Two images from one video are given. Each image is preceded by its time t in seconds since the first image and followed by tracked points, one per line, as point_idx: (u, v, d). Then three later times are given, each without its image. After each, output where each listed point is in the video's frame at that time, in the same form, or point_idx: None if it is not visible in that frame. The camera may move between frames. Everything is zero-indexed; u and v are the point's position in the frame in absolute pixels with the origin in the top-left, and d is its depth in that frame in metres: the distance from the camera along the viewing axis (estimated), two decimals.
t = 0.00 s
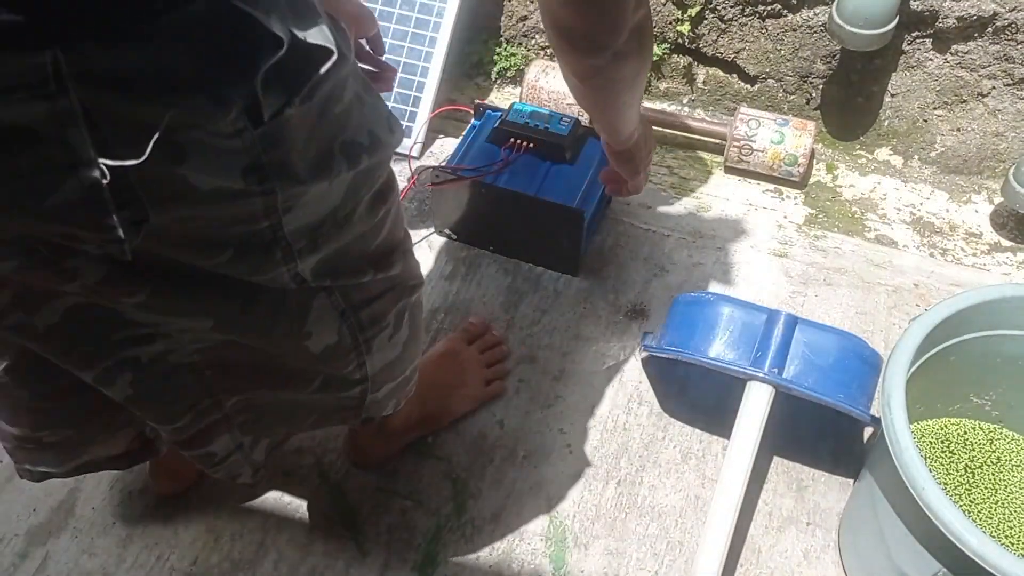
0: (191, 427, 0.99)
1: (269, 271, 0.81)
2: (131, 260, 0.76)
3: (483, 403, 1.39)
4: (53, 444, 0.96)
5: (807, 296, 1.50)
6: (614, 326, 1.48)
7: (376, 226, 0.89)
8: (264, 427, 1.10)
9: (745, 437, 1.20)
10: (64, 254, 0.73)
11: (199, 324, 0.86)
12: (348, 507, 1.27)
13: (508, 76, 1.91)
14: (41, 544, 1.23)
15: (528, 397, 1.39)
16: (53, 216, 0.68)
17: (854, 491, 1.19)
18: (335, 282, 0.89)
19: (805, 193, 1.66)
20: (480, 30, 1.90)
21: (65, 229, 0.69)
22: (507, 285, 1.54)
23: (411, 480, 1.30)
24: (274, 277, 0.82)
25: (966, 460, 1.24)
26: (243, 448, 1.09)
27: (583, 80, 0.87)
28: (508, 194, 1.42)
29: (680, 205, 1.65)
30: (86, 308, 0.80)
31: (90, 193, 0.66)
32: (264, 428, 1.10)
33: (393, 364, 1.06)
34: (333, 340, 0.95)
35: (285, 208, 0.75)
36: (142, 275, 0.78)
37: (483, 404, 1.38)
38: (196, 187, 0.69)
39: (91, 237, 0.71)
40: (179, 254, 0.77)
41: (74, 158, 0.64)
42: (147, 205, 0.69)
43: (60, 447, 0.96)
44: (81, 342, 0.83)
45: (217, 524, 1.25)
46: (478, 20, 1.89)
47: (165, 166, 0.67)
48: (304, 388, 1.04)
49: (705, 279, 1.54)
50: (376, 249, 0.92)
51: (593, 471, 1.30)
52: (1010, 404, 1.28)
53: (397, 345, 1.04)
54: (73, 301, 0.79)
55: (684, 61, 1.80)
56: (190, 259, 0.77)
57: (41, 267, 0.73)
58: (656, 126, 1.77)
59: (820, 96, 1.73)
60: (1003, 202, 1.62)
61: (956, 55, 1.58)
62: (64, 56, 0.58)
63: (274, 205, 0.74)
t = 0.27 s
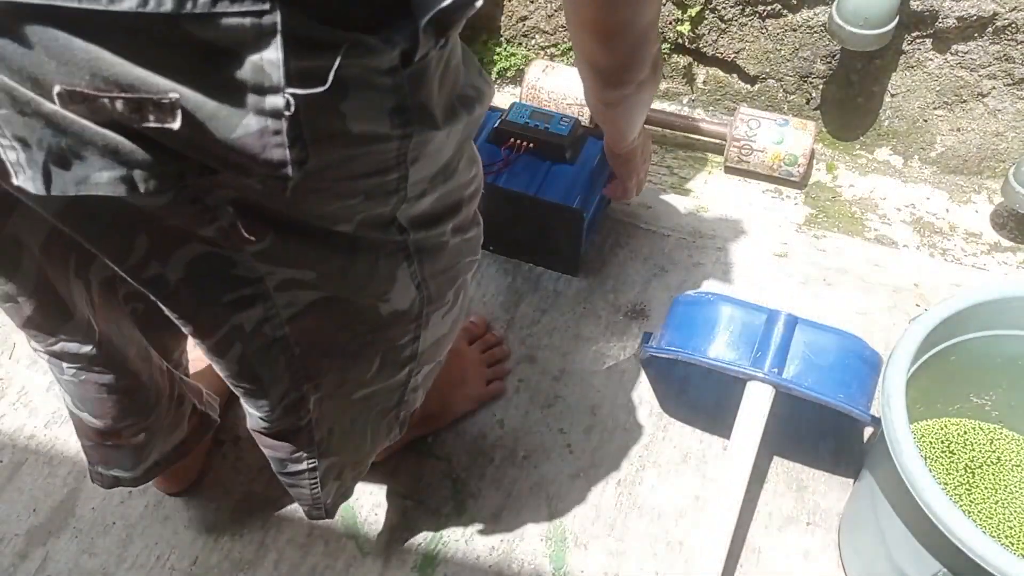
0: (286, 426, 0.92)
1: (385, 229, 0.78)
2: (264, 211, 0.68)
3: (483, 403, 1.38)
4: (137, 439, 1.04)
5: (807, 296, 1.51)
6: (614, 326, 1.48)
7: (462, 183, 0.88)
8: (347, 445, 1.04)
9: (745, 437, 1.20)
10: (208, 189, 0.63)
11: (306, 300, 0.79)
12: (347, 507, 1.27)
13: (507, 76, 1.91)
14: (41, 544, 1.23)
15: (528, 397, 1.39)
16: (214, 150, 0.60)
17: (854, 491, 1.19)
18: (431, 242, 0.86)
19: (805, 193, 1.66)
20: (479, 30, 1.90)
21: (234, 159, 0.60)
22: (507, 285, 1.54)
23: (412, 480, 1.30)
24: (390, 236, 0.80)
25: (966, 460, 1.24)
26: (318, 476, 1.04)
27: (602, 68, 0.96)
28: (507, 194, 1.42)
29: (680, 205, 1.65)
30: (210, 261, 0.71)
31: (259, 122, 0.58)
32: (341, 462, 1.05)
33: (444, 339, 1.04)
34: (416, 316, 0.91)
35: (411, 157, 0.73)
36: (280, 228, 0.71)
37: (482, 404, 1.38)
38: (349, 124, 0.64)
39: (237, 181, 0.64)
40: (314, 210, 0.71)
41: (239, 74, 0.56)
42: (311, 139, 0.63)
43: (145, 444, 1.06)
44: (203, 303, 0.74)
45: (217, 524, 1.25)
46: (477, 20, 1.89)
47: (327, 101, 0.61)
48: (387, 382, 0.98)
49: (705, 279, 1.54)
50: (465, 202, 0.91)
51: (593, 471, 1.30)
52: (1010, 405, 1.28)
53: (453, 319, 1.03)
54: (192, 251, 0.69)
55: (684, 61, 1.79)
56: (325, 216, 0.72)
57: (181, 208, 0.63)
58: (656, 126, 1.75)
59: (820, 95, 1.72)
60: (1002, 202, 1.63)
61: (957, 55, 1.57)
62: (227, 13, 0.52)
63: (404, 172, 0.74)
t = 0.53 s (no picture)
0: (277, 406, 0.94)
1: (398, 210, 0.81)
2: (291, 181, 0.71)
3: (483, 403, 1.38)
4: (144, 436, 1.04)
5: (808, 296, 1.50)
6: (614, 326, 1.47)
7: (471, 169, 0.91)
8: (336, 428, 1.06)
9: (745, 437, 1.19)
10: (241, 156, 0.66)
11: (321, 281, 0.82)
12: (347, 508, 1.27)
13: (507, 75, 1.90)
14: (40, 545, 1.23)
15: (528, 397, 1.39)
16: (255, 100, 0.57)
17: (855, 492, 1.19)
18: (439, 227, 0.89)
19: (806, 192, 1.66)
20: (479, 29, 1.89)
21: (267, 111, 0.57)
22: (507, 284, 1.53)
23: (411, 480, 1.30)
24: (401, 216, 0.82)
25: (968, 460, 1.23)
26: (305, 458, 1.06)
27: (609, 69, 0.94)
28: (507, 194, 1.42)
29: (680, 205, 1.64)
30: (234, 238, 0.73)
31: (298, 74, 0.55)
32: (326, 443, 1.08)
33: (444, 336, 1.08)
34: (422, 304, 0.95)
35: (431, 134, 0.76)
36: (302, 202, 0.73)
37: (482, 404, 1.37)
38: (378, 90, 0.66)
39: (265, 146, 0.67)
40: (336, 182, 0.73)
41: (281, 22, 0.54)
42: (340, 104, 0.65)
43: (150, 443, 1.06)
44: (223, 276, 0.75)
45: (216, 525, 1.25)
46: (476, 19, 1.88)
47: (359, 66, 0.64)
48: (385, 370, 1.02)
49: (706, 279, 1.54)
50: (472, 189, 0.94)
51: (593, 471, 1.30)
52: (1011, 405, 1.27)
53: (454, 315, 1.06)
54: (219, 226, 0.71)
55: (684, 61, 1.79)
56: (346, 189, 0.75)
57: (211, 176, 0.65)
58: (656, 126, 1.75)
59: (821, 95, 1.72)
60: (1003, 202, 1.62)
61: (957, 55, 1.57)
62: None
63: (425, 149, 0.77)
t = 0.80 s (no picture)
0: (275, 409, 0.92)
1: (390, 209, 0.80)
2: (284, 180, 0.70)
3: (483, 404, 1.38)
4: (122, 439, 1.02)
5: (808, 296, 1.51)
6: (614, 326, 1.47)
7: (463, 172, 0.90)
8: (336, 431, 1.04)
9: (745, 437, 1.19)
10: (234, 154, 0.65)
11: (315, 283, 0.81)
12: (347, 508, 1.27)
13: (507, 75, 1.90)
14: (40, 545, 1.23)
15: (528, 397, 1.39)
16: (246, 94, 0.55)
17: (855, 492, 1.19)
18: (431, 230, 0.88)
19: (806, 192, 1.66)
20: (479, 29, 1.89)
21: (258, 104, 0.56)
22: (507, 284, 1.53)
23: (411, 481, 1.30)
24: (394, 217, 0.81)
25: (968, 460, 1.24)
26: (307, 463, 1.04)
27: (605, 70, 0.93)
28: (503, 199, 1.42)
29: (680, 205, 1.64)
30: (226, 238, 0.71)
31: (290, 68, 0.55)
32: (326, 448, 1.06)
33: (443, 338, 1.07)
34: (418, 305, 0.94)
35: (425, 132, 0.75)
36: (295, 201, 0.72)
37: (482, 404, 1.37)
38: (370, 85, 0.66)
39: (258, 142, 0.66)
40: (329, 180, 0.72)
41: (273, 15, 0.53)
42: (333, 100, 0.65)
43: (129, 445, 1.04)
44: (216, 276, 0.73)
45: (216, 525, 1.25)
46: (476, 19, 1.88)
47: (352, 59, 0.63)
48: (381, 374, 1.00)
49: (705, 279, 1.54)
50: (465, 191, 0.93)
51: (593, 471, 1.30)
52: (1011, 405, 1.27)
53: (452, 315, 1.06)
54: (211, 225, 0.70)
55: (684, 61, 1.79)
56: (339, 187, 0.73)
57: (203, 173, 0.65)
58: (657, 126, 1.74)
59: (821, 95, 1.72)
60: (1003, 202, 1.62)
61: (957, 55, 1.57)
62: None
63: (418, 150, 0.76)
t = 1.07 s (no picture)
0: (262, 413, 0.90)
1: (378, 219, 0.79)
2: (271, 185, 0.68)
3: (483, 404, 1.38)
4: (118, 446, 1.02)
5: (807, 296, 1.51)
6: (614, 326, 1.47)
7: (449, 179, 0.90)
8: (323, 431, 1.04)
9: (745, 437, 1.19)
10: (220, 162, 0.63)
11: (303, 290, 0.79)
12: (347, 508, 1.27)
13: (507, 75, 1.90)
14: (40, 545, 1.23)
15: (528, 397, 1.39)
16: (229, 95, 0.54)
17: (854, 492, 1.19)
18: (418, 239, 0.88)
19: (806, 192, 1.66)
20: (479, 29, 1.89)
21: (243, 106, 0.54)
22: (507, 284, 1.53)
23: (411, 480, 1.30)
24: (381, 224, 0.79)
25: (968, 460, 1.24)
26: (296, 463, 1.04)
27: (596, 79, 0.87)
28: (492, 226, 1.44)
29: (680, 205, 1.64)
30: (212, 246, 0.69)
31: (274, 67, 0.53)
32: (315, 447, 1.06)
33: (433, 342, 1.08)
34: (407, 314, 0.94)
35: (409, 137, 0.74)
36: (282, 208, 0.70)
37: (483, 404, 1.37)
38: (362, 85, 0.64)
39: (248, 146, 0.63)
40: (317, 186, 0.70)
41: (255, 15, 0.51)
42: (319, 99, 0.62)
43: (125, 452, 1.04)
44: (201, 284, 0.71)
45: (216, 525, 1.25)
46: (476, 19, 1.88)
47: (336, 59, 0.61)
48: (368, 378, 1.00)
49: (705, 279, 1.54)
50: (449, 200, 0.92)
51: (593, 471, 1.30)
52: (1011, 405, 1.27)
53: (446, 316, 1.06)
54: (197, 233, 0.67)
55: (684, 61, 1.79)
56: (326, 193, 0.71)
57: (187, 180, 0.62)
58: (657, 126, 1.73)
59: (821, 95, 1.72)
60: (1003, 202, 1.62)
61: (957, 55, 1.57)
62: None
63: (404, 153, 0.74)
